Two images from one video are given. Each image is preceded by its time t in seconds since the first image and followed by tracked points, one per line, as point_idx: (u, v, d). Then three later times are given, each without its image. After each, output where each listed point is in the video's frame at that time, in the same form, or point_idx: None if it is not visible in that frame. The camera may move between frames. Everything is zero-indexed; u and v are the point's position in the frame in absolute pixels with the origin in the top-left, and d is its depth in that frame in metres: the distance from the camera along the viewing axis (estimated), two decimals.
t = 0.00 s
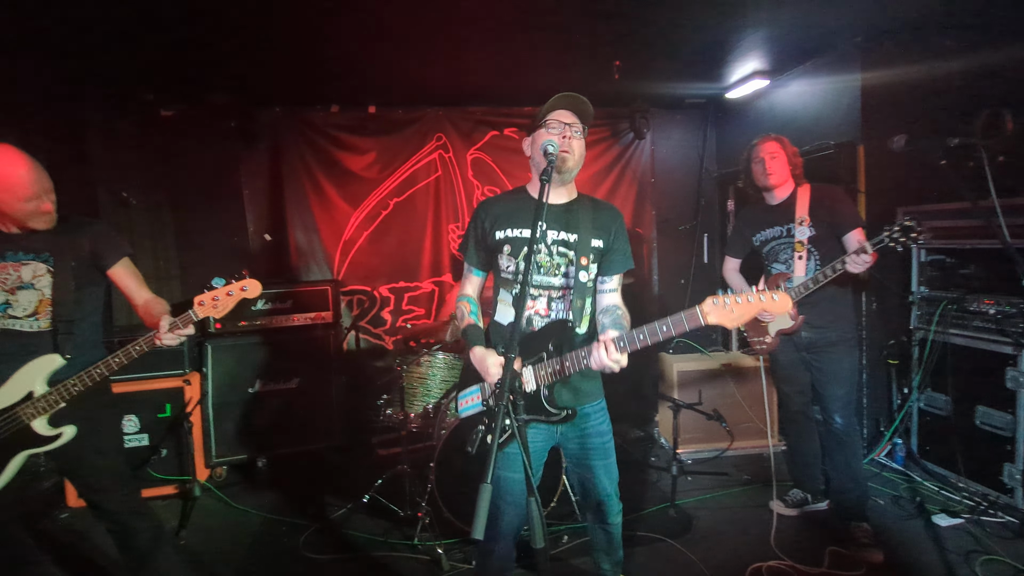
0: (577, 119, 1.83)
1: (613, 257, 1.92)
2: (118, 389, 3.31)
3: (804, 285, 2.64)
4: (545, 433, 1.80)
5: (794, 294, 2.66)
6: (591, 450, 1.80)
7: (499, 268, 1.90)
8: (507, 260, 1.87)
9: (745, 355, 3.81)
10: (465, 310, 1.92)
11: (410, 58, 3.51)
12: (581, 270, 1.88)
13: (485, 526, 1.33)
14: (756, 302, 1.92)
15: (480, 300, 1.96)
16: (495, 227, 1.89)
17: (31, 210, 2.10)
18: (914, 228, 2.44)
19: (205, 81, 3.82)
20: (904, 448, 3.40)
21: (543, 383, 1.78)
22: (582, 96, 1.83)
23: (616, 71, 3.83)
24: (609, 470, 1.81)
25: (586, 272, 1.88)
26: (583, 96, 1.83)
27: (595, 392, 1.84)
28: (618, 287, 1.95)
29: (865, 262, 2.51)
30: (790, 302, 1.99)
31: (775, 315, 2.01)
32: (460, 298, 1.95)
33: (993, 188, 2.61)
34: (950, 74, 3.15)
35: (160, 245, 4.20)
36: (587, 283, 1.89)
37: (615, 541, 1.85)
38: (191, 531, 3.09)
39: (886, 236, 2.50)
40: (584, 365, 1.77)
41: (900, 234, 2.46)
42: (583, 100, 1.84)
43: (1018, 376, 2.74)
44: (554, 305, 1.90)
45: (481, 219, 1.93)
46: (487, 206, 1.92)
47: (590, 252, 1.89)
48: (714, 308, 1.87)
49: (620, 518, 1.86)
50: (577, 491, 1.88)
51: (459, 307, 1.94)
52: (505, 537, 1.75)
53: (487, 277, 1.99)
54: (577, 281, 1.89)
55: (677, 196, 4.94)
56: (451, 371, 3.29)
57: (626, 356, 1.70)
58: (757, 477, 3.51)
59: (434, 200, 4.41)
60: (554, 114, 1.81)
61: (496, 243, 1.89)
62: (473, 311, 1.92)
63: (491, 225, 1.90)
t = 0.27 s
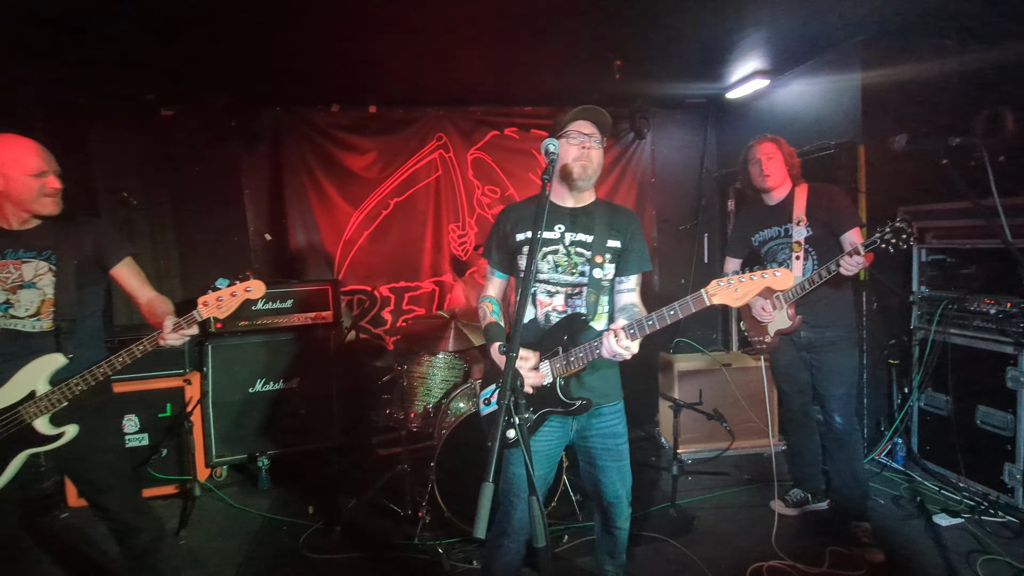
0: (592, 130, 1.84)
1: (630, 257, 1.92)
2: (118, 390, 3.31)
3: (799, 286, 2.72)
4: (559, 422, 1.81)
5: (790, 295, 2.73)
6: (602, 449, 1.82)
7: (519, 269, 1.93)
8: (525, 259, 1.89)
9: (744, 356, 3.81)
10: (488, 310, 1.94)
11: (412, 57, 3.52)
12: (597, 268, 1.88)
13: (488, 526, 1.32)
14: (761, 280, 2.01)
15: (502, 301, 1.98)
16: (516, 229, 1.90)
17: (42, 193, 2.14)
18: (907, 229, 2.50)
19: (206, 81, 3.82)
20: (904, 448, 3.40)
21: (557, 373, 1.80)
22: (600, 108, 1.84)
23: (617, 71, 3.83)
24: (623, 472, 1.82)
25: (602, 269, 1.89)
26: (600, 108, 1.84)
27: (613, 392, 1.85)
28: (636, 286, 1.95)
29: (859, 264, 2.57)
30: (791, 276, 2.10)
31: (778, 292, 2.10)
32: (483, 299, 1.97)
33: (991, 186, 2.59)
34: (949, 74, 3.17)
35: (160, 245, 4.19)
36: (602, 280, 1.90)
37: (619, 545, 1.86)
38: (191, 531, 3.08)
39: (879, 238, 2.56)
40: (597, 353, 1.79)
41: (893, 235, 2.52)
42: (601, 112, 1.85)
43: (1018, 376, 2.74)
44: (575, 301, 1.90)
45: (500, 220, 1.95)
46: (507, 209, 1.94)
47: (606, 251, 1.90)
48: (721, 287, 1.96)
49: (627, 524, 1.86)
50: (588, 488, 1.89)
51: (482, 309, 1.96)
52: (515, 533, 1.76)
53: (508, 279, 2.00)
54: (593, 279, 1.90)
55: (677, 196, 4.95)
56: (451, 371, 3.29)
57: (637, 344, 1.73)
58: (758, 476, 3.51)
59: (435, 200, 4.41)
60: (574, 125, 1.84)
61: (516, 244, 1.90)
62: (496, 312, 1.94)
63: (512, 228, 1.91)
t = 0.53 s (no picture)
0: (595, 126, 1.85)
1: (630, 254, 1.91)
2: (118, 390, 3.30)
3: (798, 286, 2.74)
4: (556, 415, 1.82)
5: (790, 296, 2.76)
6: (599, 444, 1.82)
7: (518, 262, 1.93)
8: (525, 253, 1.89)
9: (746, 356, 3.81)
10: (484, 302, 1.94)
11: (413, 57, 3.52)
12: (597, 263, 1.87)
13: (489, 525, 1.33)
14: (761, 280, 1.98)
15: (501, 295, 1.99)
16: (515, 221, 1.91)
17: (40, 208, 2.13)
18: (905, 229, 2.51)
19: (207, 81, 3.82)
20: (905, 448, 3.40)
21: (555, 370, 1.80)
22: (604, 104, 1.85)
23: (617, 71, 3.83)
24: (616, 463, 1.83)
25: (602, 265, 1.87)
26: (604, 104, 1.85)
27: (606, 388, 1.85)
28: (635, 284, 1.94)
29: (858, 266, 2.60)
30: (793, 276, 2.04)
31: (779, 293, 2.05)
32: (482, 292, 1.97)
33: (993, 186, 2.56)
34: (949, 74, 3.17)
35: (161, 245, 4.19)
36: (602, 276, 1.88)
37: (617, 539, 1.87)
38: (192, 531, 3.08)
39: (877, 237, 2.56)
40: (593, 349, 1.78)
41: (891, 235, 2.52)
42: (605, 108, 1.86)
43: (1020, 376, 2.75)
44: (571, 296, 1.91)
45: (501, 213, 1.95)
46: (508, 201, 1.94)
47: (607, 247, 1.89)
48: (721, 287, 1.93)
49: (624, 516, 1.88)
50: (585, 483, 1.90)
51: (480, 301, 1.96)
52: (516, 529, 1.76)
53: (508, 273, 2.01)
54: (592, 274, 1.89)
55: (678, 196, 4.95)
56: (452, 371, 3.25)
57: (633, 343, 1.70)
58: (759, 476, 3.51)
59: (436, 199, 4.41)
60: (578, 121, 1.84)
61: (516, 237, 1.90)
62: (494, 304, 1.94)
63: (512, 221, 1.92)
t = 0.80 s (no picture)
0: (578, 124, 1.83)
1: (608, 258, 1.92)
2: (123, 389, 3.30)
3: (802, 285, 2.73)
4: (540, 433, 1.78)
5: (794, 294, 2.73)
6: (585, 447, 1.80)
7: (490, 267, 1.88)
8: (499, 258, 1.85)
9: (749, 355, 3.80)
10: (456, 309, 1.89)
11: (414, 58, 3.53)
12: (574, 271, 1.87)
13: (491, 526, 1.33)
14: (754, 302, 1.94)
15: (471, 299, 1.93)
16: (488, 225, 1.86)
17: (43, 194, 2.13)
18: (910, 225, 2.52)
19: (209, 81, 3.83)
20: (908, 448, 3.40)
21: (538, 387, 1.76)
22: (583, 101, 1.82)
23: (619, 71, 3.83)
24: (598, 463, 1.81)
25: (580, 273, 1.88)
26: (584, 101, 1.82)
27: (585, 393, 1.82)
28: (612, 289, 1.95)
29: (862, 263, 2.60)
30: (787, 301, 2.00)
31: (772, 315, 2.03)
32: (451, 297, 1.92)
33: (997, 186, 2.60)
34: (951, 74, 3.17)
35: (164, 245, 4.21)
36: (580, 284, 1.89)
37: (613, 538, 1.85)
38: (195, 530, 3.09)
39: (882, 235, 2.57)
40: (580, 368, 1.77)
41: (896, 232, 2.53)
42: (584, 105, 1.84)
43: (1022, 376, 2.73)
44: (546, 305, 1.86)
45: (472, 215, 1.89)
46: (481, 203, 1.89)
47: (585, 253, 1.87)
48: (712, 309, 1.91)
49: (616, 513, 1.86)
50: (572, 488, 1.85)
51: (450, 307, 1.91)
52: (504, 541, 1.72)
53: (478, 275, 1.96)
54: (570, 281, 1.88)
55: (679, 196, 4.94)
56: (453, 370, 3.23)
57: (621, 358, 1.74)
58: (760, 476, 3.50)
59: (437, 200, 4.41)
60: (555, 117, 1.76)
61: (489, 241, 1.86)
62: (464, 311, 1.89)
63: (484, 223, 1.86)
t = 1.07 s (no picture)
0: (567, 120, 1.83)
1: (591, 256, 1.97)
2: (126, 389, 3.33)
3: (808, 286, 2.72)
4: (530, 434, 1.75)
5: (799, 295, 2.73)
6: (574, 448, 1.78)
7: (475, 265, 1.87)
8: (487, 257, 1.85)
9: (753, 356, 3.79)
10: (437, 312, 1.86)
11: (415, 59, 3.53)
12: (563, 271, 1.87)
13: (491, 526, 1.33)
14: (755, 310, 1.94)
15: (451, 299, 1.90)
16: (474, 221, 1.85)
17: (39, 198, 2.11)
18: (921, 228, 2.53)
19: (212, 82, 3.85)
20: (911, 449, 3.39)
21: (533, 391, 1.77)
22: (574, 96, 1.82)
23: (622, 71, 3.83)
24: (584, 467, 1.77)
25: (568, 272, 1.89)
26: (575, 96, 1.82)
27: (568, 387, 1.86)
28: (593, 286, 2.03)
29: (870, 264, 2.59)
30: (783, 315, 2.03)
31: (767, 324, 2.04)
32: (430, 299, 1.87)
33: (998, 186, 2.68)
34: (954, 74, 3.16)
35: (168, 245, 4.23)
36: (568, 283, 1.89)
37: (599, 543, 1.78)
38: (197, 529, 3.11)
39: (891, 237, 2.58)
40: (579, 370, 1.78)
41: (907, 233, 2.55)
42: (575, 100, 1.84)
43: None
44: (537, 307, 1.83)
45: (456, 212, 1.86)
46: (467, 198, 1.87)
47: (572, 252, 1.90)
48: (714, 316, 1.91)
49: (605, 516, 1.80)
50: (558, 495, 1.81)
51: (430, 309, 1.87)
52: (499, 540, 1.71)
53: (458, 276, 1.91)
54: (559, 281, 1.88)
55: (682, 196, 4.94)
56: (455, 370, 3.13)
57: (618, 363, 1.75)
58: (763, 476, 3.49)
59: (440, 200, 4.42)
60: (543, 110, 1.79)
61: (475, 238, 1.85)
62: (445, 313, 1.86)
63: (469, 219, 1.85)
